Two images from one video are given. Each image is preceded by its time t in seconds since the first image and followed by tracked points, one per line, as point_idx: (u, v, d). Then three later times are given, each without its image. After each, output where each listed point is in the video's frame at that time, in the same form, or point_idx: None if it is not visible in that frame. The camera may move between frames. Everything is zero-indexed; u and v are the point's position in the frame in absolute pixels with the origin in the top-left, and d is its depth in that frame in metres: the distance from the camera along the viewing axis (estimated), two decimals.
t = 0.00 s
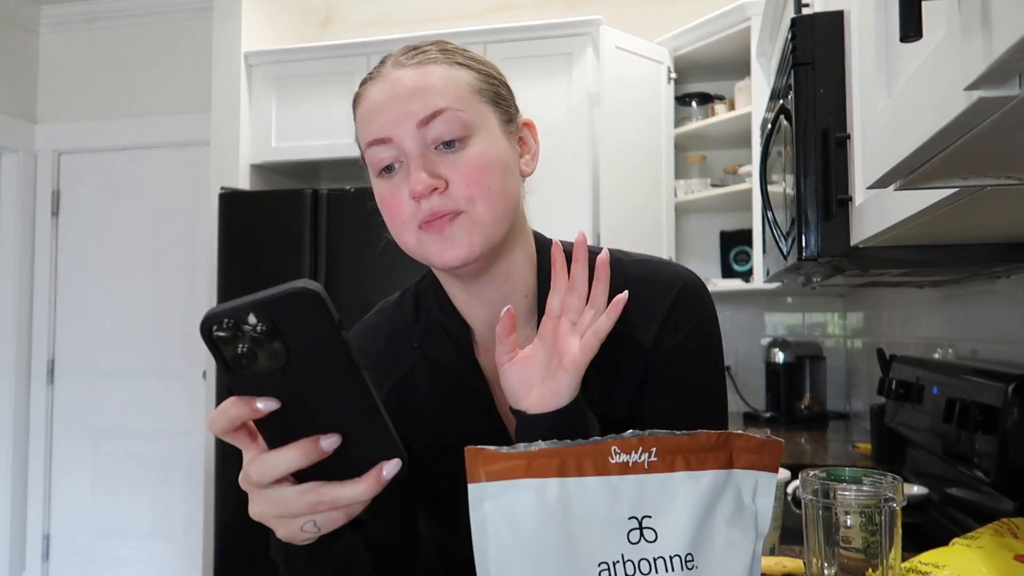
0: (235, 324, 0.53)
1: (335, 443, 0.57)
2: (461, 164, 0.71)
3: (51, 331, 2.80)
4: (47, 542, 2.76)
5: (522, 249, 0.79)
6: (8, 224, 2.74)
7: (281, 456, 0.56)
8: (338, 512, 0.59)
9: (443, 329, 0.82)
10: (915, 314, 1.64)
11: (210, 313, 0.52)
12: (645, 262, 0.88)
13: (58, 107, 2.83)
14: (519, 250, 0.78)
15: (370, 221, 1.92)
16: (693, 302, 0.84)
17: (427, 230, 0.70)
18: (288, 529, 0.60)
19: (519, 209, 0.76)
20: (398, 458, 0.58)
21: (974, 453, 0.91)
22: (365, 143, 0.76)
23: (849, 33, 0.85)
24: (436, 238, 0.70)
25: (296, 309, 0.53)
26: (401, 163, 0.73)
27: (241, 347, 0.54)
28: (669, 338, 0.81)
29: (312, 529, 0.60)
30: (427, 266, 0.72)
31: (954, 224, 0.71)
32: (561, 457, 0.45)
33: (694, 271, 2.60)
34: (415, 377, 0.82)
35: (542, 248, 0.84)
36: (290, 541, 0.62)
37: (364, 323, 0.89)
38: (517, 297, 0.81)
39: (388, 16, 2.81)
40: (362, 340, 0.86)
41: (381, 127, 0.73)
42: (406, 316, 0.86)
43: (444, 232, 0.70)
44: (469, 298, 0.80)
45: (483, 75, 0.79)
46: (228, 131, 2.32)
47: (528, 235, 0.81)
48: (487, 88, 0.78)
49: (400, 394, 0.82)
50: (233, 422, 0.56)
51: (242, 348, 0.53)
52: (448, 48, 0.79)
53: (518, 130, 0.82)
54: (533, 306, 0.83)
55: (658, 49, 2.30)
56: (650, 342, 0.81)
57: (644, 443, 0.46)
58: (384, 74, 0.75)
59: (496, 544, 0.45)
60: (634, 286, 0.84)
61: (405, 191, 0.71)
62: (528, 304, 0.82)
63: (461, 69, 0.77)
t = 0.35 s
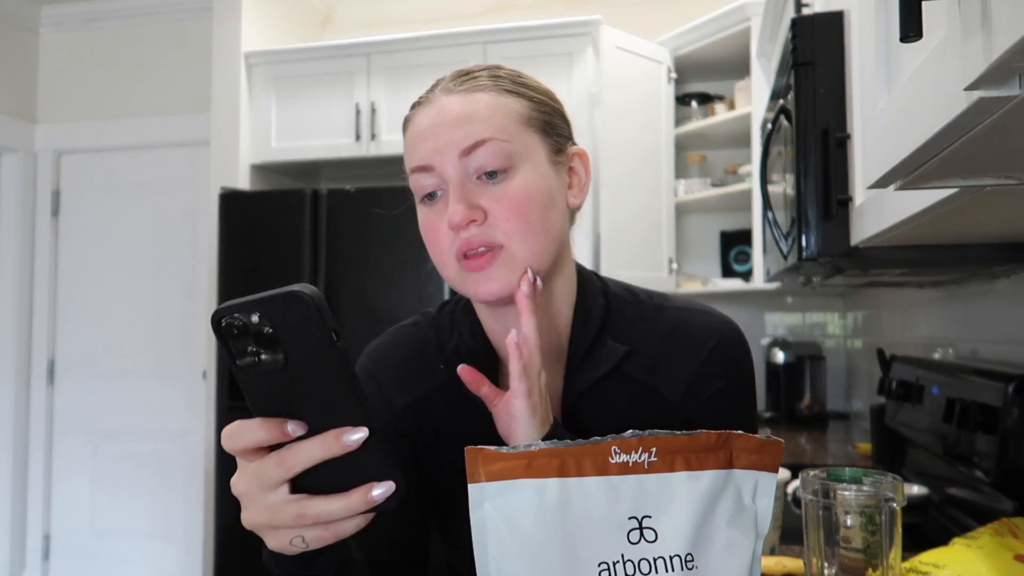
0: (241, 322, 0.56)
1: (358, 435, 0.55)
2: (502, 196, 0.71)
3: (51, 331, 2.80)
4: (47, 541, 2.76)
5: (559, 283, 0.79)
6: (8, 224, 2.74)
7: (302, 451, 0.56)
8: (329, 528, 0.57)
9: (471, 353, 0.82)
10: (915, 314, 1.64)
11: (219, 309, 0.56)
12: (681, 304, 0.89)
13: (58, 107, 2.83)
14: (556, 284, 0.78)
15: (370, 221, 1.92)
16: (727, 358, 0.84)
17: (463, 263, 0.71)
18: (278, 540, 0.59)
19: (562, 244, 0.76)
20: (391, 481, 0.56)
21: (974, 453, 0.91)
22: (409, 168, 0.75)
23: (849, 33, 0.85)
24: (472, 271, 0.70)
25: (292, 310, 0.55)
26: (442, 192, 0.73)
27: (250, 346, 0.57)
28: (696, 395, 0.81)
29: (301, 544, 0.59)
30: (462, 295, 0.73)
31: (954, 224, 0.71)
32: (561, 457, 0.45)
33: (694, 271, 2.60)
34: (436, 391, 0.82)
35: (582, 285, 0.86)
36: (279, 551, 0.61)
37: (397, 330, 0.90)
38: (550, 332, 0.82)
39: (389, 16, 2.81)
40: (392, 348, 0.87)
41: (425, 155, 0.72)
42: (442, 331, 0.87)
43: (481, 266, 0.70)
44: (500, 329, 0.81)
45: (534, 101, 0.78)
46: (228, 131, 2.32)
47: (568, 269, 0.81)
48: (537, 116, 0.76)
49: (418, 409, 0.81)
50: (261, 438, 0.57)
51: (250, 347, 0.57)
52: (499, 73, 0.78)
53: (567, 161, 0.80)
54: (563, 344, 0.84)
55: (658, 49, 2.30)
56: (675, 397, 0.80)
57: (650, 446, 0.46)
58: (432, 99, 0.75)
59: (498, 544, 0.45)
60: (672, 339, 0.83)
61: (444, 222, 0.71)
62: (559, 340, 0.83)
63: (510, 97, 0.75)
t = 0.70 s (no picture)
0: (239, 340, 0.56)
1: (339, 443, 0.55)
2: (515, 203, 0.71)
3: (51, 331, 2.80)
4: (47, 542, 2.76)
5: (569, 293, 0.79)
6: (8, 224, 2.74)
7: (306, 477, 0.56)
8: (333, 546, 0.57)
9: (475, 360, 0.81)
10: (915, 314, 1.64)
11: (221, 327, 0.55)
12: (693, 309, 0.87)
13: (58, 107, 2.83)
14: (566, 294, 0.78)
15: (370, 221, 1.92)
16: (733, 359, 0.83)
17: (473, 267, 0.71)
18: (280, 562, 0.59)
19: (574, 253, 0.75)
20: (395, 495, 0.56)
21: (974, 453, 0.91)
22: (421, 168, 0.75)
23: (849, 32, 0.85)
24: (481, 277, 0.71)
25: (296, 328, 0.55)
26: (453, 195, 0.72)
27: (249, 365, 0.56)
28: (704, 398, 0.81)
29: (305, 563, 0.58)
30: (469, 300, 0.73)
31: (953, 224, 0.71)
32: (561, 457, 0.45)
33: (694, 271, 2.60)
34: (440, 395, 0.81)
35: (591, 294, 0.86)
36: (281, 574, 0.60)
37: (403, 326, 0.89)
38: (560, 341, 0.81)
39: (389, 16, 2.81)
40: (397, 345, 0.87)
41: (439, 156, 0.72)
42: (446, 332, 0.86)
43: (490, 273, 0.70)
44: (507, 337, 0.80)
45: (552, 107, 0.77)
46: (228, 131, 2.32)
47: (578, 279, 0.81)
48: (553, 122, 0.76)
49: (423, 410, 0.81)
50: (289, 464, 0.56)
51: (248, 365, 0.56)
52: (516, 76, 0.78)
53: (582, 169, 0.80)
54: (569, 353, 0.83)
55: (659, 50, 2.30)
56: (683, 402, 0.80)
57: (651, 446, 0.46)
58: (449, 99, 0.74)
59: (498, 544, 0.45)
60: (679, 344, 0.83)
61: (454, 225, 0.71)
62: (568, 346, 0.82)
63: (528, 102, 0.75)
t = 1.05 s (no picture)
0: (231, 337, 0.54)
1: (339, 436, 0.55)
2: (507, 207, 0.71)
3: (51, 331, 2.80)
4: (47, 542, 2.76)
5: (563, 297, 0.79)
6: (8, 224, 2.74)
7: (301, 468, 0.56)
8: (329, 534, 0.58)
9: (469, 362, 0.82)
10: (915, 314, 1.64)
11: (213, 323, 0.54)
12: (692, 311, 0.87)
13: (58, 107, 2.83)
14: (559, 297, 0.78)
15: (370, 221, 1.92)
16: (728, 360, 0.83)
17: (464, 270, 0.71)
18: (278, 550, 0.59)
19: (566, 256, 0.75)
20: (388, 488, 0.56)
21: (974, 453, 0.91)
22: (414, 171, 0.75)
23: (849, 33, 0.85)
24: (473, 279, 0.70)
25: (286, 328, 0.53)
26: (446, 197, 0.72)
27: (244, 359, 0.55)
28: (701, 398, 0.81)
29: (302, 549, 0.59)
30: (460, 303, 0.73)
31: (953, 224, 0.71)
32: (560, 457, 0.45)
33: (694, 271, 2.60)
34: (436, 397, 0.81)
35: (586, 296, 0.86)
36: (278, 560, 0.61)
37: (401, 329, 0.90)
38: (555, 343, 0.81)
39: (389, 16, 2.81)
40: (393, 347, 0.87)
41: (433, 159, 0.72)
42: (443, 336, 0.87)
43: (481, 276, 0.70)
44: (501, 338, 0.80)
45: (546, 112, 0.78)
46: (228, 131, 2.32)
47: (571, 282, 0.81)
48: (548, 127, 0.76)
49: (419, 411, 0.81)
50: (287, 454, 0.57)
51: (243, 360, 0.55)
52: (511, 80, 0.78)
53: (576, 175, 0.80)
54: (563, 357, 0.83)
55: (658, 50, 2.30)
56: (680, 403, 0.80)
57: (650, 447, 0.46)
58: (444, 102, 0.74)
59: (498, 544, 0.45)
60: (673, 346, 0.83)
61: (446, 228, 0.71)
62: (563, 347, 0.83)
63: (523, 106, 0.75)
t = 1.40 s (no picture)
0: (225, 337, 0.54)
1: (316, 436, 0.55)
2: (506, 207, 0.71)
3: (51, 331, 2.80)
4: (47, 541, 2.76)
5: (561, 297, 0.79)
6: (8, 224, 2.74)
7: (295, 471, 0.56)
8: (322, 537, 0.58)
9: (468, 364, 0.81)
10: (915, 314, 1.64)
11: (206, 325, 0.54)
12: (693, 312, 0.87)
13: (58, 107, 2.83)
14: (557, 296, 0.78)
15: (370, 221, 1.92)
16: (729, 359, 0.83)
17: (463, 270, 0.71)
18: (270, 552, 0.59)
19: (565, 255, 0.75)
20: (382, 489, 0.57)
21: (974, 453, 0.91)
22: (413, 172, 0.75)
23: (849, 33, 0.85)
24: (473, 279, 0.70)
25: (282, 329, 0.53)
26: (445, 197, 0.72)
27: (237, 361, 0.55)
28: (702, 398, 0.81)
29: (295, 552, 0.59)
30: (459, 302, 0.73)
31: (953, 224, 0.71)
32: (561, 457, 0.45)
33: (694, 271, 2.60)
34: (435, 399, 0.81)
35: (585, 295, 0.86)
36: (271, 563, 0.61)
37: (401, 329, 0.89)
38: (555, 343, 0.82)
39: (389, 15, 2.81)
40: (393, 347, 0.87)
41: (431, 159, 0.72)
42: (443, 336, 0.87)
43: (480, 275, 0.70)
44: (500, 338, 0.80)
45: (544, 112, 0.77)
46: (229, 131, 2.32)
47: (571, 281, 0.81)
48: (546, 126, 0.76)
49: (418, 412, 0.81)
50: (276, 456, 0.56)
51: (235, 362, 0.55)
52: (508, 80, 0.77)
53: (574, 174, 0.80)
54: (563, 355, 0.83)
55: (658, 50, 2.30)
56: (680, 403, 0.80)
57: (651, 447, 0.46)
58: (441, 103, 0.74)
59: (498, 544, 0.45)
60: (674, 345, 0.83)
61: (445, 228, 0.71)
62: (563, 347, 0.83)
63: (520, 106, 0.75)
